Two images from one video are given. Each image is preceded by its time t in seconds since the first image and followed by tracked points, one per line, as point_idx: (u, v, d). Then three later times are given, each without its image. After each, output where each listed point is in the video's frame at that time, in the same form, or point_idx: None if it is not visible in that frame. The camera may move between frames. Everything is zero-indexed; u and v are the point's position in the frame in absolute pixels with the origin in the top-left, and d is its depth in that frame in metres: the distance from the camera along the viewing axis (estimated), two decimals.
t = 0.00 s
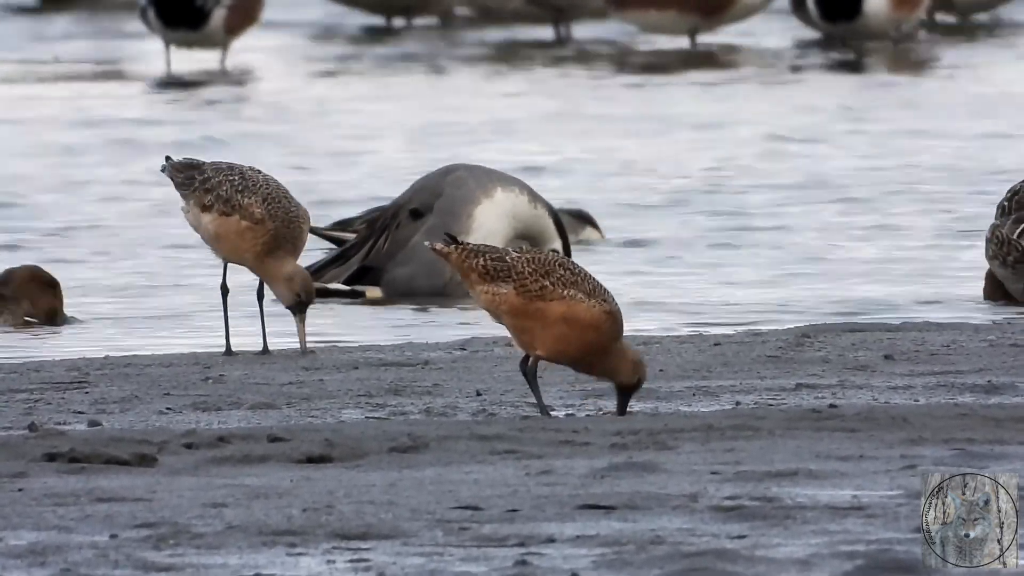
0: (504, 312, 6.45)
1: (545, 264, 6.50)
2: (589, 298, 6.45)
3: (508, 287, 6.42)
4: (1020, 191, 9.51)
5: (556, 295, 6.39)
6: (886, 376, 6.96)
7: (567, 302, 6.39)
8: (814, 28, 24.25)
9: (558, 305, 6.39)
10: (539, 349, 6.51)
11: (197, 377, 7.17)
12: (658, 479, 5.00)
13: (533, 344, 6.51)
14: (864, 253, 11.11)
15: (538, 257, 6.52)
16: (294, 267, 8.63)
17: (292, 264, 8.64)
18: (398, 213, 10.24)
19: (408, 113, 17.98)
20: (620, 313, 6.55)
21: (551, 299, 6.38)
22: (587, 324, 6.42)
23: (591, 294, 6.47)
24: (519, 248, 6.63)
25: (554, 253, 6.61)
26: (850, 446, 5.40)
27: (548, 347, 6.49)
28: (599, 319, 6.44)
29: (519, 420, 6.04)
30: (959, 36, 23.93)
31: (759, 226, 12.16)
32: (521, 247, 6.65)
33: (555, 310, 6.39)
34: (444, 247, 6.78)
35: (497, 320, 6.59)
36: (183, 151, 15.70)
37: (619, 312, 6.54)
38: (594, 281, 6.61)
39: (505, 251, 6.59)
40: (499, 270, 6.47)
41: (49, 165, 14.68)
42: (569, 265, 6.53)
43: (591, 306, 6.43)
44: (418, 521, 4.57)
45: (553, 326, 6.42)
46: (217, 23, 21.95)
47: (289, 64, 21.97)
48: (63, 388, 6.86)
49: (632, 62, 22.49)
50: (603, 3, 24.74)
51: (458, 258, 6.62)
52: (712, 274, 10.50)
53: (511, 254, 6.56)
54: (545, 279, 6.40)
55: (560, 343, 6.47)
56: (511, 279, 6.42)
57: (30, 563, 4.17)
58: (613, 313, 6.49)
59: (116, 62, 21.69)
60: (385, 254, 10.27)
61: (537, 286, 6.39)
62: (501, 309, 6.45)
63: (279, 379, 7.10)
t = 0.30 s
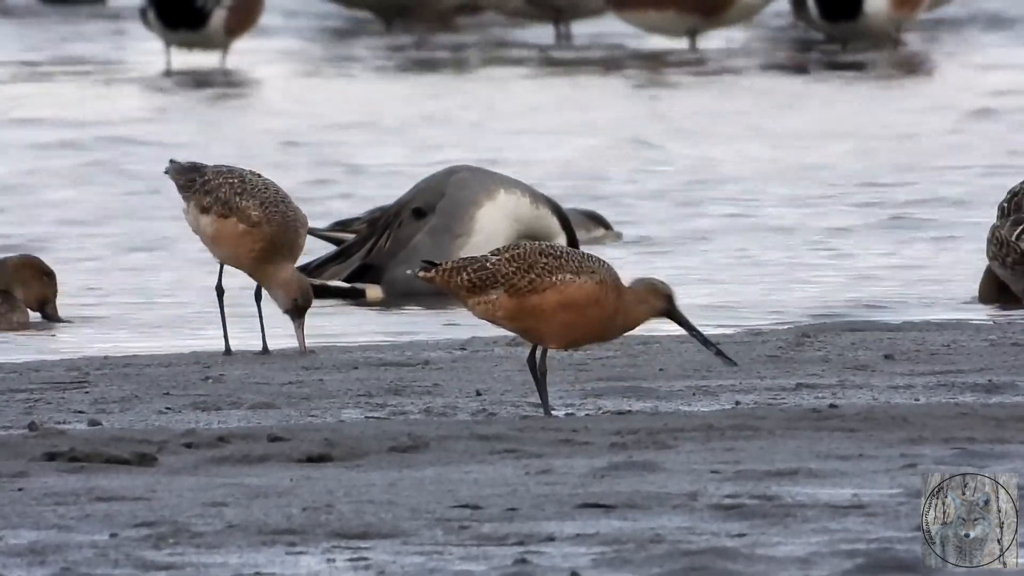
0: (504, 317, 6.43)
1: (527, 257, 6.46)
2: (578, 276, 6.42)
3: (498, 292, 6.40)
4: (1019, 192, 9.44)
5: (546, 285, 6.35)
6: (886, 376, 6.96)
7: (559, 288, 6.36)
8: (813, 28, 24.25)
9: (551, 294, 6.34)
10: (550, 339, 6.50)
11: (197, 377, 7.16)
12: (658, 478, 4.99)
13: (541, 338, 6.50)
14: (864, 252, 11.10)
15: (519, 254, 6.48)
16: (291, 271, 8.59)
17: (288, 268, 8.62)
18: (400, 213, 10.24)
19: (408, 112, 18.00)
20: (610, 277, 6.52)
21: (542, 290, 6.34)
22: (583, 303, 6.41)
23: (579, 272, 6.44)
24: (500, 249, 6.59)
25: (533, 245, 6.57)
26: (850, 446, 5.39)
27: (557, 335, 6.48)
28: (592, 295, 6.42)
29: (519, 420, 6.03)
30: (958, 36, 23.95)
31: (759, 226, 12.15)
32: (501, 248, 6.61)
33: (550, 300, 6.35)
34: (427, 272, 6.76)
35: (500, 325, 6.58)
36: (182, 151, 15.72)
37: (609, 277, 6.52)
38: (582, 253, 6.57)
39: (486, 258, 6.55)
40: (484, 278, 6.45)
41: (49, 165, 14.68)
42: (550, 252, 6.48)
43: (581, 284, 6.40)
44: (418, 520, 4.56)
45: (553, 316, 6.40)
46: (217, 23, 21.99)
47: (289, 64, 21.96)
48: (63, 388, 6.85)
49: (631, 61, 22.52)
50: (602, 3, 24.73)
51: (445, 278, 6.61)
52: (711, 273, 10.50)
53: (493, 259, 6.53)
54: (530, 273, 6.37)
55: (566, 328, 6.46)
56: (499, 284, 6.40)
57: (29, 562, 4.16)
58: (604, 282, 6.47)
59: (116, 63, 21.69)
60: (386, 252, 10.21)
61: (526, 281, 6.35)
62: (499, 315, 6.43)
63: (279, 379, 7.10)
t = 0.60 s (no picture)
0: (507, 323, 6.43)
1: (524, 260, 6.46)
2: (577, 274, 6.42)
3: (499, 298, 6.40)
4: (1022, 190, 9.44)
5: (546, 287, 6.35)
6: (889, 376, 6.96)
7: (558, 289, 6.36)
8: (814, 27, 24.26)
9: (552, 295, 6.35)
10: (554, 341, 6.50)
11: (199, 377, 7.16)
12: (661, 479, 4.99)
13: (546, 341, 6.50)
14: (867, 252, 11.10)
15: (516, 258, 6.48)
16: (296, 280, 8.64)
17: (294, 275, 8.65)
18: (401, 214, 10.24)
19: (409, 112, 17.99)
20: (608, 274, 6.52)
21: (543, 292, 6.34)
22: (584, 302, 6.41)
23: (577, 271, 6.44)
24: (497, 256, 6.59)
25: (529, 248, 6.57)
26: (853, 446, 5.39)
27: (561, 337, 6.48)
28: (592, 293, 6.42)
29: (521, 420, 6.03)
30: (961, 36, 23.93)
31: (762, 226, 12.14)
32: (498, 255, 6.60)
33: (551, 302, 6.35)
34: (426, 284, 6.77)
35: (504, 332, 6.57)
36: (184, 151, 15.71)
37: (608, 274, 6.51)
38: (578, 251, 6.57)
39: (484, 265, 6.55)
40: (484, 285, 6.45)
41: (50, 165, 14.69)
42: (547, 253, 6.48)
43: (580, 282, 6.40)
44: (421, 521, 4.56)
45: (556, 317, 6.40)
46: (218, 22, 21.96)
47: (291, 64, 21.97)
48: (66, 388, 6.85)
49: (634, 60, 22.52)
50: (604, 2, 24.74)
51: (443, 288, 6.61)
52: (714, 273, 10.50)
53: (491, 265, 6.52)
54: (529, 276, 6.37)
55: (569, 329, 6.46)
56: (499, 290, 6.41)
57: (33, 563, 4.17)
58: (603, 279, 6.47)
59: (118, 62, 21.71)
60: (387, 253, 10.21)
61: (524, 286, 6.36)
62: (502, 321, 6.43)
63: (282, 379, 7.09)
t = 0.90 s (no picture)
0: (507, 322, 6.42)
1: (524, 260, 6.45)
2: (576, 275, 6.42)
3: (499, 298, 6.39)
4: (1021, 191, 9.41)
5: (546, 287, 6.34)
6: (887, 376, 6.96)
7: (558, 289, 6.35)
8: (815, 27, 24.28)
9: (552, 295, 6.34)
10: (554, 340, 6.50)
11: (199, 377, 7.16)
12: (660, 478, 4.99)
13: (545, 341, 6.50)
14: (867, 252, 11.11)
15: (515, 258, 6.47)
16: (285, 285, 8.60)
17: (285, 280, 8.63)
18: (401, 214, 10.23)
19: (413, 113, 18.00)
20: (607, 274, 6.52)
21: (543, 292, 6.34)
22: (584, 302, 6.41)
23: (577, 271, 6.44)
24: (496, 255, 6.58)
25: (528, 248, 6.56)
26: (852, 446, 5.39)
27: (560, 336, 6.48)
28: (592, 293, 6.42)
29: (521, 420, 6.03)
30: (964, 36, 23.95)
31: (763, 226, 12.15)
32: (497, 254, 6.59)
33: (551, 302, 6.35)
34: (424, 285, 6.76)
35: (502, 331, 6.57)
36: (188, 152, 15.73)
37: (607, 274, 6.51)
38: (577, 251, 6.57)
39: (483, 264, 6.54)
40: (483, 285, 6.44)
41: (51, 165, 14.70)
42: (546, 253, 6.48)
43: (580, 282, 6.40)
44: (419, 520, 4.56)
45: (555, 317, 6.40)
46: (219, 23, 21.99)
47: (291, 65, 21.99)
48: (65, 388, 6.85)
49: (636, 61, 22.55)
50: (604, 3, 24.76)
51: (441, 287, 6.60)
52: (713, 273, 10.50)
53: (490, 264, 6.51)
54: (529, 276, 6.36)
55: (568, 328, 6.46)
56: (498, 289, 6.40)
57: (31, 563, 4.17)
58: (602, 280, 6.47)
59: (118, 63, 21.73)
60: (386, 253, 10.19)
61: (524, 285, 6.35)
62: (502, 321, 6.42)
63: (281, 379, 7.09)
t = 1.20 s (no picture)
0: (503, 322, 6.43)
1: (522, 260, 6.46)
2: (575, 275, 6.42)
3: (497, 296, 6.40)
4: (1018, 189, 9.41)
5: (543, 286, 6.35)
6: (886, 376, 6.96)
7: (556, 289, 6.36)
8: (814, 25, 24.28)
9: (549, 295, 6.34)
10: (551, 341, 6.49)
11: (197, 377, 7.16)
12: (659, 479, 4.99)
13: (541, 341, 6.50)
14: (866, 251, 11.11)
15: (514, 257, 6.48)
16: (286, 267, 8.53)
17: (287, 267, 8.56)
18: (400, 213, 10.23)
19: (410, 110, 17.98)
20: (606, 275, 6.51)
21: (540, 292, 6.34)
22: (581, 302, 6.41)
23: (576, 271, 6.44)
24: (495, 254, 6.59)
25: (528, 247, 6.57)
26: (851, 446, 5.39)
27: (557, 337, 6.48)
28: (589, 293, 6.42)
29: (520, 420, 6.03)
30: (962, 34, 23.93)
31: (762, 224, 12.15)
32: (496, 253, 6.60)
33: (548, 302, 6.35)
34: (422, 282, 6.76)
35: (500, 330, 6.57)
36: (186, 148, 15.71)
37: (606, 275, 6.51)
38: (576, 251, 6.56)
39: (482, 262, 6.55)
40: (481, 283, 6.45)
41: (50, 163, 14.68)
42: (546, 253, 6.48)
43: (578, 283, 6.40)
44: (419, 521, 4.57)
45: (552, 317, 6.40)
46: (218, 21, 21.97)
47: (289, 62, 21.99)
48: (63, 388, 6.85)
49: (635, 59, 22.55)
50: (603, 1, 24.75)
51: (440, 283, 6.60)
52: (712, 272, 10.50)
53: (489, 262, 6.52)
54: (527, 275, 6.37)
55: (565, 329, 6.46)
56: (497, 288, 6.40)
57: (30, 564, 4.17)
58: (600, 281, 6.47)
59: (118, 61, 21.71)
60: (385, 252, 10.18)
61: (523, 285, 6.36)
62: (499, 319, 6.43)
63: (279, 379, 7.09)
